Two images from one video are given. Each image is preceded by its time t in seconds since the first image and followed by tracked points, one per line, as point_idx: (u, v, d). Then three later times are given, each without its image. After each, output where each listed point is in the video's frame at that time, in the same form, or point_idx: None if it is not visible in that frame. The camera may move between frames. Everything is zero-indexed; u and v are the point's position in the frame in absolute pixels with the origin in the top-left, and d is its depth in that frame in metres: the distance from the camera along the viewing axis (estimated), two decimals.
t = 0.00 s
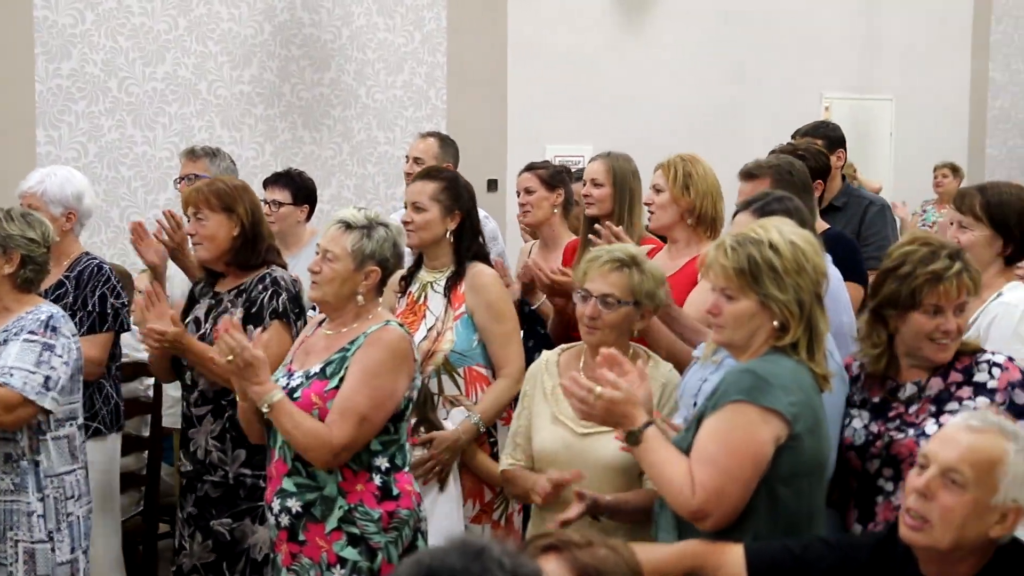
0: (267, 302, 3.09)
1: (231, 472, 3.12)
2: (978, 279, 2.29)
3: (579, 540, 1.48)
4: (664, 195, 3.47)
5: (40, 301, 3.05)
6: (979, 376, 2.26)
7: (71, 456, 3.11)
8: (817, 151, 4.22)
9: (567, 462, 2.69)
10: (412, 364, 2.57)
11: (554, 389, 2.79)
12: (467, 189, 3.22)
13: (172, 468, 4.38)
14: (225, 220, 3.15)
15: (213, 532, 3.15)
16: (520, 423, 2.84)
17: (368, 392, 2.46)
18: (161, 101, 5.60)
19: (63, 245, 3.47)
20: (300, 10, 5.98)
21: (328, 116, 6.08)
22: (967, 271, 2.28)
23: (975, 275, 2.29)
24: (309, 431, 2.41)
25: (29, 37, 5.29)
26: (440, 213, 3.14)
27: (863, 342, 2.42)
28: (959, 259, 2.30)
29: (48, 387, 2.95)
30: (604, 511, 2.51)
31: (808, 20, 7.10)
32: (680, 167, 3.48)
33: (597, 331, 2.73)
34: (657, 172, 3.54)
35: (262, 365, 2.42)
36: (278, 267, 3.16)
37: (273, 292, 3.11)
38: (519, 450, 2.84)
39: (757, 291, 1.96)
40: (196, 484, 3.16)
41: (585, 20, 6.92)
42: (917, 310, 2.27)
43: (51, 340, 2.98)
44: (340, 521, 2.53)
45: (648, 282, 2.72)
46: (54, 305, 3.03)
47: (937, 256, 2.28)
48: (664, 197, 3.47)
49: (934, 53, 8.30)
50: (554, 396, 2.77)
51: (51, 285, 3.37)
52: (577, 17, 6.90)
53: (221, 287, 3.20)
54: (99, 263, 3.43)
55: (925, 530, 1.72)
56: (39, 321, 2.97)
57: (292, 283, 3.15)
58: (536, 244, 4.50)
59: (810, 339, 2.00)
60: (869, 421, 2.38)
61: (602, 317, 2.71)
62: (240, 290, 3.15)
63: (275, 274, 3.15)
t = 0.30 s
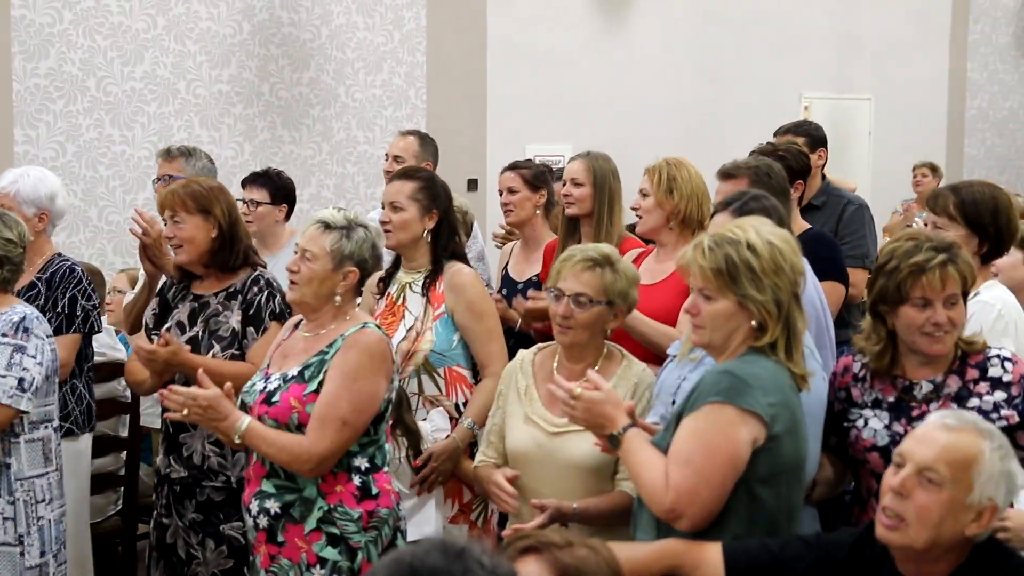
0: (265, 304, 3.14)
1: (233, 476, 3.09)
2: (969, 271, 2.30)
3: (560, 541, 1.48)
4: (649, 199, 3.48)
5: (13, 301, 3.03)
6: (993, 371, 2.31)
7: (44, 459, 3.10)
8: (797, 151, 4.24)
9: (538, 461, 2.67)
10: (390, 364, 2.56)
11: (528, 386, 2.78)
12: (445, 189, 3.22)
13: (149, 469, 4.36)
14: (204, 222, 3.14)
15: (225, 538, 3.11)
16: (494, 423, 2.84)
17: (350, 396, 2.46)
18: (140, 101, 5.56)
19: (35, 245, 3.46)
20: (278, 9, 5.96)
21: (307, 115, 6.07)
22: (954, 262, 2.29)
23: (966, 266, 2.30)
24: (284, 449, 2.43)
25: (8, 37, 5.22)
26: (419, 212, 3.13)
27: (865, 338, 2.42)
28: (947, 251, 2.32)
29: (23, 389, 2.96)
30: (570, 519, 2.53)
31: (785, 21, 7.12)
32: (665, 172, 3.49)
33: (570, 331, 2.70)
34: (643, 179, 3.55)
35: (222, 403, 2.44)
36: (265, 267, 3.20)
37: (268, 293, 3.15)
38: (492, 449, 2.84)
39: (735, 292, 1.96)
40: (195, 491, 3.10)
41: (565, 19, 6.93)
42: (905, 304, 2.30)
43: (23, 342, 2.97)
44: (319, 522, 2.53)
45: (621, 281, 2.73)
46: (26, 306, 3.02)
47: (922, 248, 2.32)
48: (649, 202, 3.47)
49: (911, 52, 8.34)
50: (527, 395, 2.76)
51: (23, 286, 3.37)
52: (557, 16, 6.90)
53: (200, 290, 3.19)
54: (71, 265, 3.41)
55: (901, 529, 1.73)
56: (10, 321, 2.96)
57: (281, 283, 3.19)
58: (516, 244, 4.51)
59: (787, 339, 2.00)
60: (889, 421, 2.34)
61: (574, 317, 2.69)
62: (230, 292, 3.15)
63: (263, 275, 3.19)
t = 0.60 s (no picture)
0: (245, 306, 3.12)
1: (208, 477, 3.06)
2: (945, 268, 2.31)
3: (537, 544, 1.48)
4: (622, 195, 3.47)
5: None
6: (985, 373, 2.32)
7: (19, 460, 3.08)
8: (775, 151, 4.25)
9: (511, 463, 2.66)
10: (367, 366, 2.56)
11: (501, 388, 2.77)
12: (431, 190, 3.23)
13: (127, 470, 4.35)
14: (183, 224, 3.12)
15: (208, 537, 3.08)
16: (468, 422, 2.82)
17: (328, 396, 2.46)
18: (117, 101, 5.53)
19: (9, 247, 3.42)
20: (257, 9, 5.95)
21: (286, 116, 6.06)
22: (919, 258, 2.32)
23: (940, 264, 2.31)
24: (271, 438, 2.40)
25: None
26: (405, 212, 3.14)
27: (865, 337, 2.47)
28: (921, 249, 2.34)
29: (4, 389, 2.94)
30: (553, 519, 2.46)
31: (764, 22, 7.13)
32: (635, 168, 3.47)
33: (542, 332, 2.68)
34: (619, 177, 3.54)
35: (219, 378, 2.39)
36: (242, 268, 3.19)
37: (246, 294, 3.14)
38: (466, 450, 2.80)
39: (712, 294, 1.96)
40: (172, 492, 3.08)
41: (544, 19, 6.93)
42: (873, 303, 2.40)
43: None
44: (295, 524, 2.52)
45: (592, 283, 2.70)
46: None
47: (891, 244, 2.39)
48: (621, 197, 3.47)
49: (889, 53, 8.37)
50: (501, 398, 2.75)
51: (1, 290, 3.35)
52: (537, 17, 6.91)
53: (179, 290, 3.17)
54: (50, 269, 3.39)
55: (877, 530, 1.73)
56: None
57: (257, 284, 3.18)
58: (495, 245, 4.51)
59: (764, 341, 2.01)
60: (883, 426, 2.38)
61: (545, 319, 2.67)
62: (206, 294, 3.13)
63: (241, 276, 3.18)
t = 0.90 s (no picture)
0: (199, 307, 3.05)
1: (163, 480, 3.00)
2: (898, 266, 2.36)
3: (512, 544, 1.47)
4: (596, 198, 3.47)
5: None
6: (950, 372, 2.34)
7: None
8: (749, 151, 4.25)
9: (486, 465, 2.65)
10: (344, 368, 2.55)
11: (473, 390, 2.73)
12: (414, 189, 3.21)
13: (103, 470, 4.33)
14: (161, 224, 3.10)
15: (154, 542, 3.02)
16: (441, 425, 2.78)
17: (304, 399, 2.45)
18: (95, 101, 5.52)
19: None
20: (235, 9, 5.93)
21: (264, 116, 6.04)
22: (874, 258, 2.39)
23: (894, 262, 2.37)
24: (247, 452, 2.42)
25: None
26: (385, 211, 3.12)
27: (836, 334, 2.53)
28: (880, 248, 2.42)
29: None
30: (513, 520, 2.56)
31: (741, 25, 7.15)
32: (608, 174, 3.49)
33: (513, 334, 2.67)
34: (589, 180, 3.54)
35: (180, 400, 2.44)
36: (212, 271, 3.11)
37: (205, 297, 3.06)
38: (439, 454, 2.79)
39: (686, 294, 1.96)
40: (129, 492, 3.04)
41: (523, 20, 6.94)
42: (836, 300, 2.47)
43: None
44: (272, 525, 2.52)
45: (563, 284, 2.68)
46: None
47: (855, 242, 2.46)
48: (596, 201, 3.46)
49: (866, 53, 8.39)
50: (473, 400, 2.72)
51: None
52: (516, 18, 6.92)
53: (154, 290, 3.15)
54: (27, 267, 3.37)
55: (852, 530, 1.74)
56: None
57: (226, 287, 3.10)
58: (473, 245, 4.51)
59: (739, 341, 2.01)
60: (848, 424, 2.45)
61: (516, 320, 2.65)
62: (172, 295, 3.09)
63: (209, 278, 3.10)
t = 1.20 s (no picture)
0: (183, 315, 3.02)
1: (134, 488, 2.99)
2: (872, 263, 2.38)
3: (489, 544, 1.48)
4: (587, 204, 3.44)
5: None
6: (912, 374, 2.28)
7: None
8: (729, 154, 4.26)
9: (461, 467, 2.64)
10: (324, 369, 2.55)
11: (452, 390, 2.73)
12: (387, 192, 3.21)
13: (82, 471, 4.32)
14: (146, 230, 3.10)
15: (117, 544, 3.02)
16: (417, 422, 2.78)
17: (286, 402, 2.45)
18: (74, 101, 5.50)
19: None
20: (215, 9, 5.92)
21: (244, 117, 6.03)
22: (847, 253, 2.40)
23: (868, 259, 2.38)
24: (239, 463, 2.41)
25: None
26: (358, 214, 3.12)
27: (801, 333, 2.53)
28: (853, 246, 2.43)
29: None
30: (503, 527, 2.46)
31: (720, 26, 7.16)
32: (604, 179, 3.47)
33: (492, 337, 2.64)
34: (576, 179, 3.50)
35: (159, 421, 2.37)
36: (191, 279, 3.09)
37: (186, 306, 3.04)
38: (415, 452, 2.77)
39: (665, 294, 1.96)
40: (99, 495, 3.03)
41: (504, 21, 6.95)
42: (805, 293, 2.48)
43: None
44: (252, 527, 2.51)
45: (541, 288, 2.64)
46: None
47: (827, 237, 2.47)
48: (586, 207, 3.44)
49: (846, 54, 8.41)
50: (451, 400, 2.71)
51: None
52: (497, 18, 6.93)
53: (134, 297, 3.13)
54: (10, 272, 3.28)
55: (831, 529, 1.74)
56: None
57: (206, 296, 3.09)
58: (453, 246, 4.51)
59: (716, 341, 2.01)
60: (810, 422, 2.47)
61: (494, 324, 2.62)
62: (150, 303, 3.06)
63: (186, 286, 3.08)
